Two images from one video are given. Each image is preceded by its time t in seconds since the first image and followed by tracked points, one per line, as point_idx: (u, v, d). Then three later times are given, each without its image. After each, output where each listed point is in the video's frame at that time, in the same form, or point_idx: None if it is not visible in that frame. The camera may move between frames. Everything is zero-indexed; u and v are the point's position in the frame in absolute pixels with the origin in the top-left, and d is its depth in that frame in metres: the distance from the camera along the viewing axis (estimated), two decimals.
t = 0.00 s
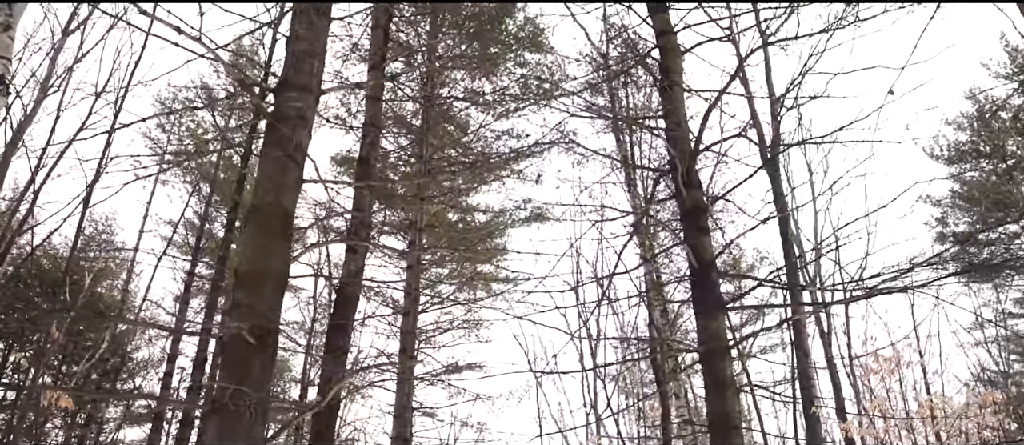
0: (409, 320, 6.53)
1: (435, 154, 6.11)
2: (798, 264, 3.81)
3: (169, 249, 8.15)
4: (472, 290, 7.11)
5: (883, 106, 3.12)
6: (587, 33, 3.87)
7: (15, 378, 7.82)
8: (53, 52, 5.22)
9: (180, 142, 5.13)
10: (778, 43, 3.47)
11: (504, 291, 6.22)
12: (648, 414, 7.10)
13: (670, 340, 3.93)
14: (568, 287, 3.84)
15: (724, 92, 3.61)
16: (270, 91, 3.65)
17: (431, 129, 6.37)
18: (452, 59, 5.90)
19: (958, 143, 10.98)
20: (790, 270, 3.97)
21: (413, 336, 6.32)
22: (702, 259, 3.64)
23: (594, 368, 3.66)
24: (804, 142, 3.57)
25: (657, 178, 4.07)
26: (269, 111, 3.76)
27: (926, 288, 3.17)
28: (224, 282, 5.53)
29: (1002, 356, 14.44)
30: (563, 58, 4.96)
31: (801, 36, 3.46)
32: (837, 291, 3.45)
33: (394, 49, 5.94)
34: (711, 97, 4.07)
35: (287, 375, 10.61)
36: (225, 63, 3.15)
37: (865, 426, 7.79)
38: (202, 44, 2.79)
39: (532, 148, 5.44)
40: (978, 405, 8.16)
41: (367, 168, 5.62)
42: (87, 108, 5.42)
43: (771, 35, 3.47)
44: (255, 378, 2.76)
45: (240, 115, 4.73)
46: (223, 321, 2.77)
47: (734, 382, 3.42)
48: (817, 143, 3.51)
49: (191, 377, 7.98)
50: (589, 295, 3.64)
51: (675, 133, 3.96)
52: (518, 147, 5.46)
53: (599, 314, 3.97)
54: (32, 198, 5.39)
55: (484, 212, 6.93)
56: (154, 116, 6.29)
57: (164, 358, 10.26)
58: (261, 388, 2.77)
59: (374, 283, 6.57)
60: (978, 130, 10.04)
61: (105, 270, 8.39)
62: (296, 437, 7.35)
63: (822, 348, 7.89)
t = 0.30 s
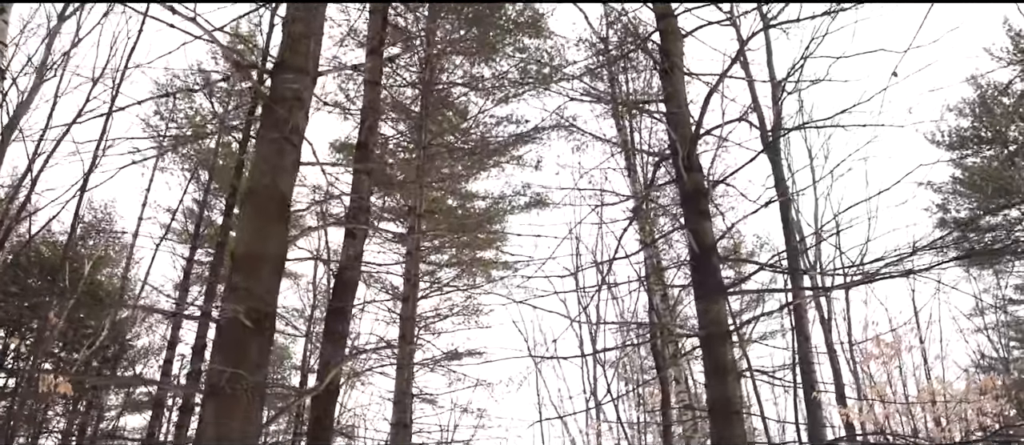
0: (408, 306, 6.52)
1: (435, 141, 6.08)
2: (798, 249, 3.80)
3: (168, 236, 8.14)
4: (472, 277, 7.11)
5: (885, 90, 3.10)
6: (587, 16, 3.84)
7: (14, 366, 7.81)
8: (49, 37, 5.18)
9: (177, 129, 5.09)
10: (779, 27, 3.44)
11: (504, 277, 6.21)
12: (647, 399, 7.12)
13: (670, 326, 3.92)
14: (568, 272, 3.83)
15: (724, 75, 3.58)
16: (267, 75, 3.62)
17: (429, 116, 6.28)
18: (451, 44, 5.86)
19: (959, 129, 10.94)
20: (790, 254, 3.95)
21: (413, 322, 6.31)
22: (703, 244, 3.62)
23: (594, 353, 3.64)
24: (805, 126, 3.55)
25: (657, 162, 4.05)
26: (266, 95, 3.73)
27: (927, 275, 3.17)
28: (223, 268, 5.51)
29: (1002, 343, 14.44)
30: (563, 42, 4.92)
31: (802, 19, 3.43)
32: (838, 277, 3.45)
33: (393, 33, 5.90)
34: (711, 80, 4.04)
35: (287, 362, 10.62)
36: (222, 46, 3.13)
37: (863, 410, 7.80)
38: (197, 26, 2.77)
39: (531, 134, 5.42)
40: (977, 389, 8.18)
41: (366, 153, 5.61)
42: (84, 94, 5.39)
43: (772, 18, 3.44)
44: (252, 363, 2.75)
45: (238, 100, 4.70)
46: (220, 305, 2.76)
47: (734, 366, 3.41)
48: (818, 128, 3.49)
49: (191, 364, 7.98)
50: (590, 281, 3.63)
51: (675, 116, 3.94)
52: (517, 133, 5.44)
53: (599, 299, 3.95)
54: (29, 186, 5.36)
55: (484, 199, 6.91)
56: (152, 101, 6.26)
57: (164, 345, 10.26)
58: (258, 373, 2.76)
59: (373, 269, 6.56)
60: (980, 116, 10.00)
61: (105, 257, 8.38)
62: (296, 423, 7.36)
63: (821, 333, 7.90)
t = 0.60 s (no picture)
0: (409, 294, 6.51)
1: (435, 129, 6.06)
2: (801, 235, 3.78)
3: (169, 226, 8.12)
4: (473, 266, 7.10)
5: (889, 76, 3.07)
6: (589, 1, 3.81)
7: (17, 355, 7.82)
8: (48, 25, 5.15)
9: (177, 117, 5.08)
10: (781, 12, 3.42)
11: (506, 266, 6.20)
12: (649, 387, 7.12)
13: (672, 313, 3.90)
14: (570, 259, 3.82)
15: (728, 60, 3.55)
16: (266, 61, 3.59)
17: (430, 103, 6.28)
18: (452, 31, 5.82)
19: (963, 115, 10.89)
20: (794, 239, 3.93)
21: (414, 311, 6.30)
22: (705, 230, 3.59)
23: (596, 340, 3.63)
24: (808, 111, 3.52)
25: (659, 148, 4.02)
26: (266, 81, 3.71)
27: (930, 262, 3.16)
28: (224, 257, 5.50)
29: (1003, 330, 14.43)
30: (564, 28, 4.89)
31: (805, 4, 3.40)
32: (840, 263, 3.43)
33: (393, 20, 5.86)
34: (714, 66, 4.01)
35: (289, 351, 10.63)
36: (221, 31, 3.12)
37: (865, 397, 7.81)
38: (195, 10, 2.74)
39: (533, 121, 5.40)
40: (979, 377, 8.18)
41: (366, 140, 5.59)
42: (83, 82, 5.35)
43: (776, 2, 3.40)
44: (252, 349, 2.74)
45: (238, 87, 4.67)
46: (219, 291, 2.74)
47: (737, 353, 3.39)
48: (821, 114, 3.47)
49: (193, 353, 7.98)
50: (591, 268, 3.62)
51: (677, 102, 3.91)
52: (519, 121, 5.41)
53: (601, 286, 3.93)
54: (30, 175, 5.35)
55: (485, 187, 6.89)
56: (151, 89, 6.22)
57: (166, 335, 10.26)
58: (258, 360, 2.75)
59: (374, 257, 6.55)
60: (983, 103, 9.94)
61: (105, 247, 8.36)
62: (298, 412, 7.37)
63: (824, 321, 7.89)
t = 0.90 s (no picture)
0: (412, 284, 6.50)
1: (437, 118, 6.03)
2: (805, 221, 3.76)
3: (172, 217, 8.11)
4: (476, 256, 7.08)
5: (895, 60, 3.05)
6: None
7: (21, 347, 7.83)
8: (49, 15, 5.14)
9: (178, 106, 5.06)
10: None
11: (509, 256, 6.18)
12: (653, 377, 7.10)
13: (676, 301, 3.88)
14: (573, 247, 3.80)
15: (733, 45, 3.52)
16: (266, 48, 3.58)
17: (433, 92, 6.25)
18: (453, 21, 5.79)
19: (968, 104, 10.83)
20: (799, 226, 3.90)
21: (417, 300, 6.29)
22: (710, 217, 3.57)
23: (601, 328, 3.60)
24: (813, 96, 3.49)
25: (663, 135, 3.99)
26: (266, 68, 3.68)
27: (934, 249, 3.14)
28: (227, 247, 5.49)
29: (1009, 320, 14.38)
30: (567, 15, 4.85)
31: None
32: (845, 250, 3.41)
33: (394, 9, 5.82)
34: (718, 52, 3.98)
35: (293, 341, 10.63)
36: (220, 17, 3.10)
37: (870, 386, 7.79)
38: None
39: (536, 110, 5.37)
40: (984, 365, 8.15)
41: (368, 129, 5.57)
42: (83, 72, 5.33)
43: None
44: (253, 336, 2.73)
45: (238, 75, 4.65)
46: (220, 278, 2.73)
47: (743, 341, 3.36)
48: (825, 99, 3.44)
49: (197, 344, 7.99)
50: (595, 256, 3.60)
51: (681, 88, 3.88)
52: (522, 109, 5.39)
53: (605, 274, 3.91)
54: (32, 165, 5.34)
55: (488, 177, 6.87)
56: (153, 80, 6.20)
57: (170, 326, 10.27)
58: (259, 347, 2.74)
59: (376, 247, 6.53)
60: (988, 91, 9.88)
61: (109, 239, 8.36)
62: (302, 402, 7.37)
63: (828, 310, 7.86)
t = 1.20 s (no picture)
0: (415, 274, 6.50)
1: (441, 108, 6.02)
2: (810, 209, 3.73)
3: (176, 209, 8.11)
4: (480, 246, 7.07)
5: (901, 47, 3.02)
6: None
7: (27, 338, 7.87)
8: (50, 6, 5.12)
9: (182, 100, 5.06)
10: None
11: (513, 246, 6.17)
12: (658, 366, 7.10)
13: (682, 290, 3.86)
14: (577, 236, 3.78)
15: (738, 32, 3.49)
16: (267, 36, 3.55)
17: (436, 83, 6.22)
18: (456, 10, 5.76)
19: (976, 93, 10.75)
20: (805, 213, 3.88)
21: (421, 291, 6.29)
22: (715, 205, 3.54)
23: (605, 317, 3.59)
24: (819, 84, 3.46)
25: (668, 124, 3.96)
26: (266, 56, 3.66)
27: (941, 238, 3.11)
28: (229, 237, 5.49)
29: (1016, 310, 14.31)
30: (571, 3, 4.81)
31: None
32: (851, 238, 3.39)
33: None
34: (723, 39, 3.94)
35: (298, 333, 10.65)
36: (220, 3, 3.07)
37: (876, 376, 7.77)
38: None
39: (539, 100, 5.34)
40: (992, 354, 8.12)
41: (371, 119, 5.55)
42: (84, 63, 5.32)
43: None
44: (255, 324, 2.71)
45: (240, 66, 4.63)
46: (221, 264, 2.72)
47: (749, 330, 3.34)
48: (831, 87, 3.41)
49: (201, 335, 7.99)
50: (600, 246, 3.59)
51: (686, 76, 3.85)
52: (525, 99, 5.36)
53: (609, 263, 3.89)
54: (36, 157, 5.35)
55: (492, 167, 6.84)
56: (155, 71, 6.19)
57: (175, 318, 10.29)
58: (260, 335, 2.72)
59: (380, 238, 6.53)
60: (996, 80, 9.80)
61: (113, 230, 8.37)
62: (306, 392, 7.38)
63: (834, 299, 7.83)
